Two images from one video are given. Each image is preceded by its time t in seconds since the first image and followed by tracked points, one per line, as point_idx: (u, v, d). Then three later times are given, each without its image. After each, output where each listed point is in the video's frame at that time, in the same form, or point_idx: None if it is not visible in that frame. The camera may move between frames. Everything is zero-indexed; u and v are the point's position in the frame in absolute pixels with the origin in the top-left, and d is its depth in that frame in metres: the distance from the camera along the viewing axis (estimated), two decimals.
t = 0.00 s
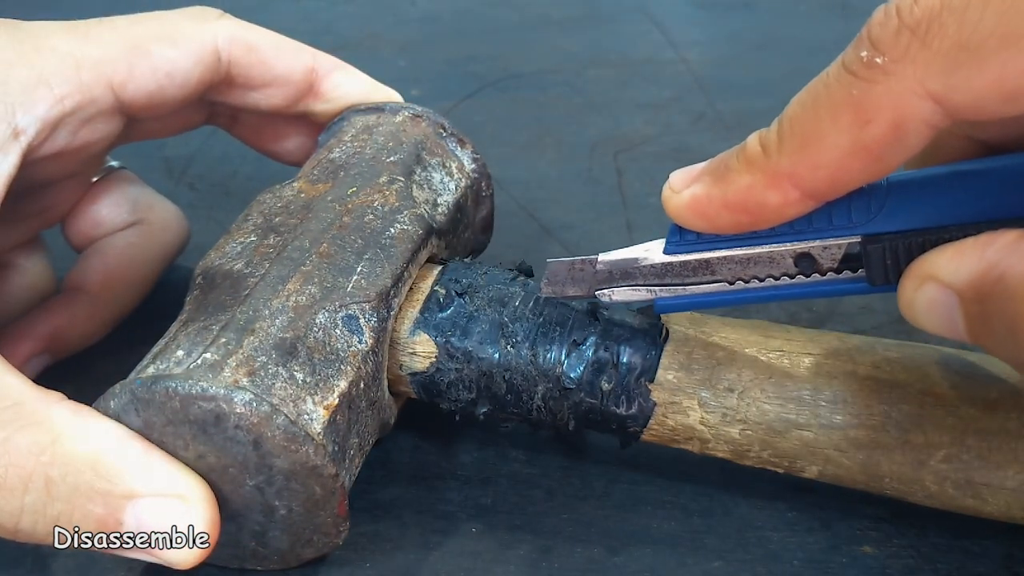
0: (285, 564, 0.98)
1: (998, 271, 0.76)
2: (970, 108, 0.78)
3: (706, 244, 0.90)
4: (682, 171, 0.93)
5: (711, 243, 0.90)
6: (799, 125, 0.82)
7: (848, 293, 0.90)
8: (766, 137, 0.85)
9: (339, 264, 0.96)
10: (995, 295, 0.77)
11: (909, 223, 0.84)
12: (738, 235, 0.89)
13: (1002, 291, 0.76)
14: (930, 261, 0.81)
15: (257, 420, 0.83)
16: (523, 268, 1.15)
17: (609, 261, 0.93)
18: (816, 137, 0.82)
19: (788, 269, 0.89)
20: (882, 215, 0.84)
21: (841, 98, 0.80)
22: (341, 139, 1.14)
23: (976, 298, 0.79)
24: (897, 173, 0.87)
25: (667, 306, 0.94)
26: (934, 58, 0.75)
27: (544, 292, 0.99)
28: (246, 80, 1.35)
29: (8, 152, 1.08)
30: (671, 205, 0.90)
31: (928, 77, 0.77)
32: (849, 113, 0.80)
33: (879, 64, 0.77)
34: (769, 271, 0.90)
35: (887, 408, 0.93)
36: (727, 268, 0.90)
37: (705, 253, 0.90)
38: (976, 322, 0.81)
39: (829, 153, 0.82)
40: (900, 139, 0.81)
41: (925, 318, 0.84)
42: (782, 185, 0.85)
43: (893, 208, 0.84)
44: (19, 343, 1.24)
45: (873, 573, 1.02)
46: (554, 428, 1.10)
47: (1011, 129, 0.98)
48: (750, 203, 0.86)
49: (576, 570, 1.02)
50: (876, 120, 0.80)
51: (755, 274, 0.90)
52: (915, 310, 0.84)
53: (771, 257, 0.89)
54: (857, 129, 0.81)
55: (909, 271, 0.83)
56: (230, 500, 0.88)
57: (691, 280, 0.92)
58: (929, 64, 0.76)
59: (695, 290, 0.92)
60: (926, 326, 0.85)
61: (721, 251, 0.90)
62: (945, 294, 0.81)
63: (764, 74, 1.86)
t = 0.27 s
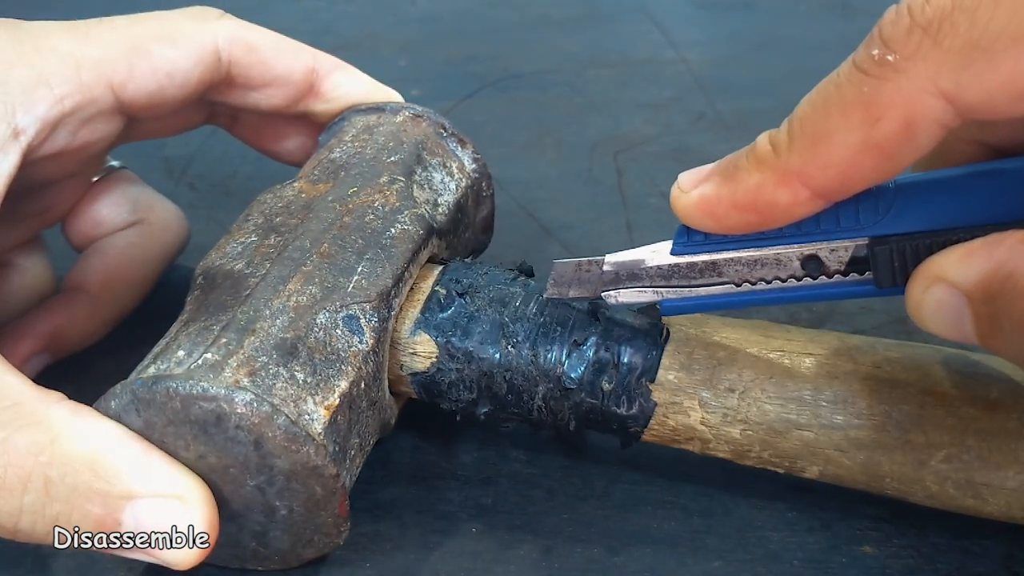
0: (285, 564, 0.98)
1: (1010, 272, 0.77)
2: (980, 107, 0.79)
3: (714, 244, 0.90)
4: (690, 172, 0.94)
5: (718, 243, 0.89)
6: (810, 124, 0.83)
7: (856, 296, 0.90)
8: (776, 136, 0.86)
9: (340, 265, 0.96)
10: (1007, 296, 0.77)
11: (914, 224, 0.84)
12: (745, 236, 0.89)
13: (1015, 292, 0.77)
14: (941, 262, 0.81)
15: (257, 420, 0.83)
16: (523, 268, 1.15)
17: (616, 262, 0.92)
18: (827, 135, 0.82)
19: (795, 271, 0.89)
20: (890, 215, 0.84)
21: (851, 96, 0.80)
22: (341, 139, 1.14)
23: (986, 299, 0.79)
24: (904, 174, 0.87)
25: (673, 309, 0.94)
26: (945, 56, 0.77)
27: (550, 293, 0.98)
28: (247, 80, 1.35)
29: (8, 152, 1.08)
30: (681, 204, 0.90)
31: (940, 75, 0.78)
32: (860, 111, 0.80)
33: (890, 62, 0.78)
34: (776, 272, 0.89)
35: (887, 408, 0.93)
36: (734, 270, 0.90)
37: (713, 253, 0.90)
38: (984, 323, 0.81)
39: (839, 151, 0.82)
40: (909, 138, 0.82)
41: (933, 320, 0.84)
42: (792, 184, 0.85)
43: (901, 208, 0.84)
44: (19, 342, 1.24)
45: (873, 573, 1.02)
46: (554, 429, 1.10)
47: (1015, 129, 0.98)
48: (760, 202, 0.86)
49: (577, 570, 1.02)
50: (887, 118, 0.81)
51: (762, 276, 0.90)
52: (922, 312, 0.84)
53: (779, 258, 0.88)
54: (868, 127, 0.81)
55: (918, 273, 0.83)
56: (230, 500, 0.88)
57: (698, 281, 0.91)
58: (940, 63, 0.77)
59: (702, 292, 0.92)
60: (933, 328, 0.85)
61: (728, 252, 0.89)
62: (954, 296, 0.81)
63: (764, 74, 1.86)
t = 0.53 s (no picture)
0: (286, 564, 0.98)
1: None
2: None
3: (757, 253, 0.89)
4: (733, 178, 0.92)
5: (763, 252, 0.89)
6: (857, 133, 0.81)
7: (900, 303, 0.89)
8: (821, 145, 0.84)
9: (340, 265, 0.96)
10: None
11: (961, 233, 0.84)
12: (789, 244, 0.88)
13: None
14: (988, 269, 0.79)
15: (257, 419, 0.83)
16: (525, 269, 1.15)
17: (657, 270, 0.93)
18: (874, 145, 0.80)
19: (839, 279, 0.89)
20: (937, 223, 0.84)
21: (900, 106, 0.78)
22: (342, 140, 1.14)
23: None
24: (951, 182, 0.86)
25: (714, 316, 0.93)
26: (998, 65, 0.75)
27: (586, 302, 1.00)
28: (248, 80, 1.35)
29: (9, 151, 1.08)
30: (725, 213, 0.88)
31: (989, 85, 0.76)
32: (908, 121, 0.79)
33: (940, 72, 0.76)
34: (820, 280, 0.89)
35: (888, 408, 0.93)
36: (777, 277, 0.90)
37: (756, 261, 0.90)
38: None
39: (886, 162, 0.80)
40: (957, 149, 0.80)
41: (979, 332, 0.82)
42: (838, 194, 0.83)
43: (949, 216, 0.84)
44: (19, 342, 1.24)
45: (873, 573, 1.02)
46: (554, 428, 1.10)
47: None
48: (805, 211, 0.85)
49: (577, 570, 1.02)
50: (935, 128, 0.79)
51: (805, 284, 0.89)
52: (970, 324, 0.82)
53: (823, 266, 0.88)
54: (916, 136, 0.79)
55: (965, 282, 0.82)
56: (230, 500, 0.88)
57: (741, 289, 0.91)
58: (991, 72, 0.75)
59: (745, 300, 0.91)
60: (984, 343, 0.83)
61: (772, 260, 0.89)
62: (1001, 303, 0.79)
63: (764, 75, 1.86)
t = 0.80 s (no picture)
0: (287, 564, 0.98)
1: None
2: None
3: (766, 256, 0.88)
4: (743, 181, 0.92)
5: (773, 254, 0.88)
6: (868, 135, 0.82)
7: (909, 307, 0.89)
8: (832, 148, 0.85)
9: (340, 265, 0.96)
10: None
11: (970, 237, 0.83)
12: (798, 247, 0.87)
13: None
14: (999, 272, 0.80)
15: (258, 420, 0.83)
16: (524, 269, 1.14)
17: (666, 274, 0.91)
18: (884, 146, 0.81)
19: (847, 282, 0.88)
20: (947, 227, 0.83)
21: (910, 107, 0.79)
22: (342, 139, 1.14)
23: None
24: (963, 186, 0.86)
25: (722, 320, 0.92)
26: (1008, 66, 0.76)
27: (597, 304, 0.98)
28: (247, 80, 1.35)
29: (8, 152, 1.08)
30: (733, 216, 0.88)
31: (1000, 86, 0.77)
32: (918, 122, 0.79)
33: (950, 73, 0.77)
34: (830, 283, 0.88)
35: (888, 409, 0.93)
36: (786, 281, 0.88)
37: (765, 264, 0.88)
38: None
39: (896, 164, 0.81)
40: (966, 151, 0.81)
41: (989, 334, 0.82)
42: (849, 197, 0.83)
43: (960, 219, 0.83)
44: (19, 342, 1.24)
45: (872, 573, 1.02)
46: (554, 428, 1.10)
47: None
48: (816, 214, 0.85)
49: (577, 570, 1.02)
50: (945, 130, 0.80)
51: (814, 287, 0.88)
52: (980, 326, 0.82)
53: (832, 269, 0.87)
54: (927, 138, 0.80)
55: (975, 283, 0.82)
56: (230, 500, 0.88)
57: (749, 291, 0.90)
58: (1002, 73, 0.76)
59: (754, 303, 0.90)
60: (993, 344, 0.83)
61: (782, 263, 0.88)
62: (1013, 307, 0.79)
63: (764, 75, 1.86)
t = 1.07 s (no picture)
0: (286, 564, 0.98)
1: None
2: None
3: (796, 263, 0.87)
4: (772, 188, 0.89)
5: (802, 262, 0.87)
6: (902, 144, 0.77)
7: (938, 318, 0.88)
8: (865, 156, 0.81)
9: (340, 265, 0.96)
10: None
11: (1005, 248, 0.82)
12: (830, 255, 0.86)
13: None
14: None
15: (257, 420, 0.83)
16: (525, 269, 1.14)
17: (692, 281, 0.89)
18: (920, 156, 0.77)
19: (876, 291, 0.87)
20: (978, 238, 0.83)
21: (946, 117, 0.75)
22: (342, 140, 1.14)
23: None
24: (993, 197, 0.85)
25: (749, 327, 0.91)
26: None
27: (619, 309, 0.95)
28: (247, 80, 1.35)
29: (8, 152, 1.08)
30: (762, 224, 0.86)
31: None
32: (955, 132, 0.75)
33: (989, 83, 0.73)
34: (858, 292, 0.87)
35: (888, 409, 0.93)
36: (814, 289, 0.88)
37: (794, 272, 0.88)
38: None
39: (932, 173, 0.77)
40: (1008, 161, 0.76)
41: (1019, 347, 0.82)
42: (882, 206, 0.80)
43: (992, 232, 0.82)
44: (19, 342, 1.24)
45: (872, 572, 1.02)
46: (554, 428, 1.10)
47: None
48: (846, 223, 0.82)
49: (577, 570, 1.02)
50: (983, 140, 0.75)
51: (842, 296, 0.88)
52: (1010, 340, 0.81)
53: (861, 278, 0.87)
54: (964, 148, 0.75)
55: (1007, 298, 0.81)
56: (230, 500, 0.88)
57: (777, 299, 0.89)
58: None
59: (781, 311, 0.89)
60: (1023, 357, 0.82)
61: (811, 271, 0.87)
62: None
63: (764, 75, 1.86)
